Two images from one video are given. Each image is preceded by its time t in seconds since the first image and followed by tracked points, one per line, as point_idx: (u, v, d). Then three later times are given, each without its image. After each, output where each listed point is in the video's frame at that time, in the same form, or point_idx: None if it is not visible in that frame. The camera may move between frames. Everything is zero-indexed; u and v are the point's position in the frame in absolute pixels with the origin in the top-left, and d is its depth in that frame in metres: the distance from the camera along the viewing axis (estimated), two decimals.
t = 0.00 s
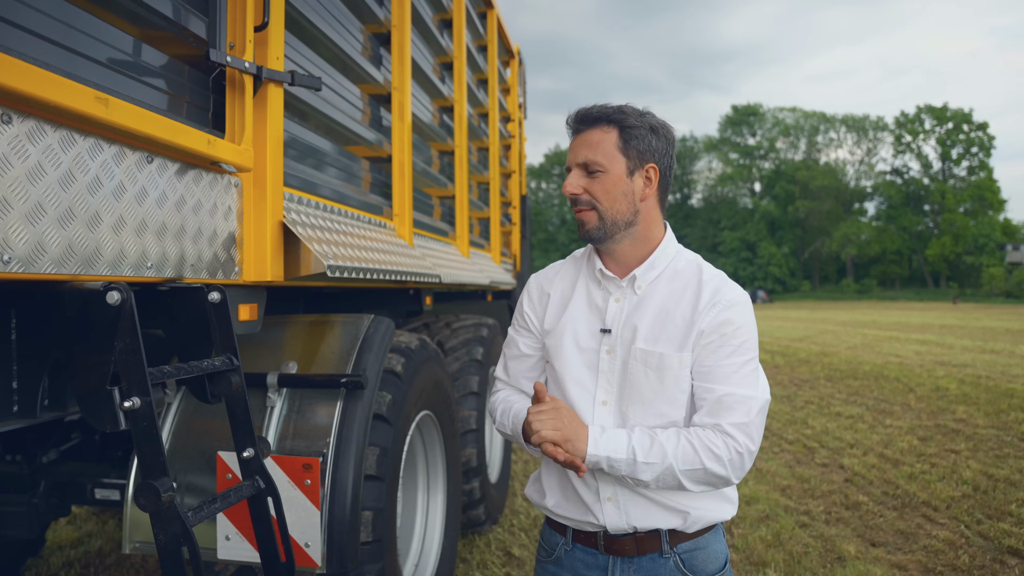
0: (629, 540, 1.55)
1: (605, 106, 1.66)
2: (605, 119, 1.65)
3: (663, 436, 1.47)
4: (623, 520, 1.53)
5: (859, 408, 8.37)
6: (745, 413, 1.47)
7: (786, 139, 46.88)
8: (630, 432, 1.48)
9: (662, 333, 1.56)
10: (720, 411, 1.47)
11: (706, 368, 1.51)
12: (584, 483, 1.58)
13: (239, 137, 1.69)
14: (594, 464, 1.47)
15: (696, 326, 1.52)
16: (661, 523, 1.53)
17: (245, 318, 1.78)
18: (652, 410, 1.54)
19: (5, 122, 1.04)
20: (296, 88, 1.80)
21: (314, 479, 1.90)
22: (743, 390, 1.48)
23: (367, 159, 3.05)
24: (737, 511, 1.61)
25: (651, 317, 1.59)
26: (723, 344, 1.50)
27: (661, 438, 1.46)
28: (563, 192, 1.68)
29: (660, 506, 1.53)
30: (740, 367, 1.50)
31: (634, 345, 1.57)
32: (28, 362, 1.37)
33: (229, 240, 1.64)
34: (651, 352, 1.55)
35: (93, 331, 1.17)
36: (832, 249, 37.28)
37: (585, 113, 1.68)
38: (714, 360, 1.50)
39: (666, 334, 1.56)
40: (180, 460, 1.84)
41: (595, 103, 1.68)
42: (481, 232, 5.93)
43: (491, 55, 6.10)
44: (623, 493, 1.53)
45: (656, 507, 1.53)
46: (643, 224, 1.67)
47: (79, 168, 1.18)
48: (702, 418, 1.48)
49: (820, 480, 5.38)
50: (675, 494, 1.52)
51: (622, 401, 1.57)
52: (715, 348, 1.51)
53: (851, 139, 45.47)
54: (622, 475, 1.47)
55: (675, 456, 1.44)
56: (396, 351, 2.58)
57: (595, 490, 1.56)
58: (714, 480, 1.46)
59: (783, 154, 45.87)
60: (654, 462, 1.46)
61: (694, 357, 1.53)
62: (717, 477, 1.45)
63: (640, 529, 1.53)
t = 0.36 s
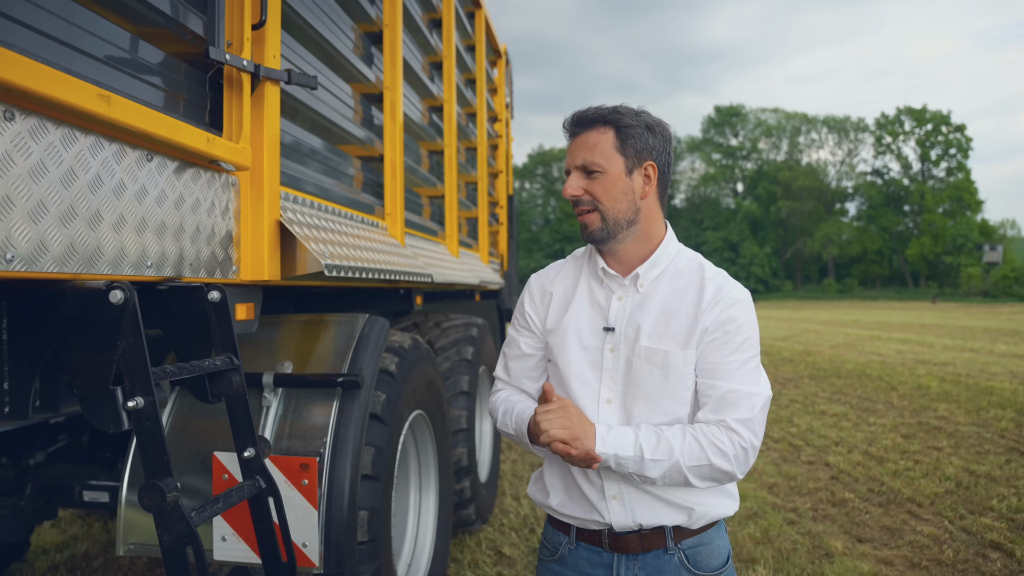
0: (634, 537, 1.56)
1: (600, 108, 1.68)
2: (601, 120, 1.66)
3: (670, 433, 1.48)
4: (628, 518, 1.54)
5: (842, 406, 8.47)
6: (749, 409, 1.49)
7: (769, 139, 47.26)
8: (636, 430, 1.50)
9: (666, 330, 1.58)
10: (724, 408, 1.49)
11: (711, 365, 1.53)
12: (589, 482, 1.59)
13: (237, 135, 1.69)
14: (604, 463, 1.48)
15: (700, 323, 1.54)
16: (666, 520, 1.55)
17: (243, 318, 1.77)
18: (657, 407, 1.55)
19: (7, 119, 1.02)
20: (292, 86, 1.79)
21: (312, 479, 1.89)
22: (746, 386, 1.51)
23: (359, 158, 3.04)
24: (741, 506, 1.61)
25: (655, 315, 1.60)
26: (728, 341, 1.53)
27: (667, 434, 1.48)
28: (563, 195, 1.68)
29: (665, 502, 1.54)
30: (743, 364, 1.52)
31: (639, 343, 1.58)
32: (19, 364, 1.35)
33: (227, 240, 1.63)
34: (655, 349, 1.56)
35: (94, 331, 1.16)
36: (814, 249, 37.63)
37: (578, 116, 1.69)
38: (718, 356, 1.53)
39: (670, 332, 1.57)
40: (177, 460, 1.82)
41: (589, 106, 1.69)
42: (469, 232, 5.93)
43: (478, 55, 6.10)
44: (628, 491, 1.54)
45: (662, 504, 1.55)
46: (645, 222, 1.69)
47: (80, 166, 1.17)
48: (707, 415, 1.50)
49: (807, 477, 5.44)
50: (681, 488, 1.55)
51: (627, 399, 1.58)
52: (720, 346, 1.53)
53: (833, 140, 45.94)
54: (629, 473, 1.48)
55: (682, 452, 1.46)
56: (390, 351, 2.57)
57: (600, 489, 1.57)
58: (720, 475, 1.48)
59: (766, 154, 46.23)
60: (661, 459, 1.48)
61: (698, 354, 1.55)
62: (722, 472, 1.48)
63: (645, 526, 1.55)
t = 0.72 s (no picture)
0: (639, 536, 1.58)
1: (612, 110, 1.67)
2: (615, 123, 1.66)
3: (710, 441, 1.45)
4: (635, 517, 1.56)
5: (827, 405, 8.56)
6: (762, 405, 1.50)
7: (751, 140, 47.62)
8: (680, 442, 1.44)
9: (672, 328, 1.60)
10: (740, 404, 1.49)
11: (718, 362, 1.55)
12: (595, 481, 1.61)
13: (239, 134, 1.68)
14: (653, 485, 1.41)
15: (707, 321, 1.56)
16: (672, 518, 1.57)
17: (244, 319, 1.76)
18: (664, 404, 1.57)
19: (16, 118, 1.02)
20: (293, 85, 1.78)
21: (312, 480, 1.89)
22: (756, 382, 1.52)
23: (352, 157, 3.02)
24: (742, 505, 1.66)
25: (661, 313, 1.63)
26: (735, 338, 1.55)
27: (708, 443, 1.45)
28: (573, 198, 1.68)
29: (674, 502, 1.56)
30: (752, 361, 1.54)
31: (645, 340, 1.60)
32: (14, 366, 1.33)
33: (227, 240, 1.62)
34: (662, 347, 1.58)
35: (102, 332, 1.15)
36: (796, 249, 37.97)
37: (591, 118, 1.69)
38: (725, 354, 1.55)
39: (676, 330, 1.60)
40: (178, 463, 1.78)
41: (601, 107, 1.69)
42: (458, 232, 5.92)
43: (467, 55, 6.10)
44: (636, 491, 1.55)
45: (670, 503, 1.57)
46: (653, 227, 1.71)
47: (86, 166, 1.16)
48: (729, 412, 1.49)
49: (793, 475, 5.49)
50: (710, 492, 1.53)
51: (633, 396, 1.60)
52: (728, 343, 1.55)
53: (814, 141, 46.39)
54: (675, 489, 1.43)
55: (724, 458, 1.44)
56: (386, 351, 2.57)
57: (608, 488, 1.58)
58: (752, 473, 1.49)
59: (748, 155, 46.57)
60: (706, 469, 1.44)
61: (704, 351, 1.57)
62: (752, 469, 1.48)
63: (651, 523, 1.57)
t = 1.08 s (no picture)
0: (634, 535, 1.60)
1: (624, 119, 1.69)
2: (626, 133, 1.68)
3: (690, 429, 1.50)
4: (631, 519, 1.58)
5: (809, 404, 8.65)
6: (751, 412, 1.54)
7: (732, 141, 47.99)
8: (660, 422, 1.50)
9: (672, 334, 1.63)
10: (730, 410, 1.53)
11: (713, 367, 1.58)
12: (592, 483, 1.63)
13: (236, 137, 1.68)
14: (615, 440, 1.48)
15: (703, 327, 1.59)
16: (667, 520, 1.59)
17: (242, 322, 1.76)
18: (662, 408, 1.59)
19: (20, 120, 1.01)
20: (289, 87, 1.78)
21: (309, 483, 1.87)
22: (748, 389, 1.55)
23: (344, 158, 3.01)
24: (735, 507, 1.66)
25: (660, 319, 1.65)
26: (730, 345, 1.58)
27: (688, 430, 1.50)
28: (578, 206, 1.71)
29: (665, 502, 1.59)
30: (744, 367, 1.57)
31: (645, 346, 1.62)
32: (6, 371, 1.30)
33: (225, 242, 1.61)
34: (662, 352, 1.60)
35: (106, 336, 1.13)
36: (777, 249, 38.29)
37: (602, 125, 1.70)
38: (720, 360, 1.58)
39: (674, 336, 1.62)
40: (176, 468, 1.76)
41: (613, 113, 1.70)
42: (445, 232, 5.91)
43: (454, 56, 6.09)
44: (630, 491, 1.59)
45: (663, 505, 1.59)
46: (655, 239, 1.74)
47: (88, 169, 1.15)
48: (719, 415, 1.54)
49: (778, 473, 5.55)
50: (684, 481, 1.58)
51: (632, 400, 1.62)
52: (723, 349, 1.57)
53: (794, 142, 46.85)
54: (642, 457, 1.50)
55: (700, 447, 1.49)
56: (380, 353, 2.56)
57: (603, 490, 1.61)
58: (728, 474, 1.52)
59: (729, 155, 46.92)
60: (677, 451, 1.49)
61: (702, 357, 1.59)
62: (730, 471, 1.51)
63: (645, 525, 1.59)
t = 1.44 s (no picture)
0: (630, 532, 1.63)
1: (629, 118, 1.74)
2: (630, 132, 1.74)
3: (701, 440, 1.55)
4: (626, 517, 1.61)
5: (789, 402, 8.76)
6: (752, 411, 1.61)
7: (710, 142, 48.39)
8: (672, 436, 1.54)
9: (667, 334, 1.68)
10: (731, 411, 1.60)
11: (712, 369, 1.64)
12: (587, 482, 1.66)
13: (228, 136, 1.67)
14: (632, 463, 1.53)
15: (701, 328, 1.65)
16: (663, 517, 1.62)
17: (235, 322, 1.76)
18: (659, 408, 1.65)
19: (18, 119, 1.00)
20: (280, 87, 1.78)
21: (302, 483, 1.88)
22: (748, 389, 1.63)
23: (330, 158, 3.00)
24: (728, 502, 1.69)
25: (656, 320, 1.70)
26: (728, 346, 1.64)
27: (698, 441, 1.55)
28: (579, 200, 1.75)
29: (662, 501, 1.62)
30: (743, 368, 1.64)
31: (640, 347, 1.67)
32: None
33: (217, 242, 1.60)
34: (657, 353, 1.66)
35: (102, 337, 1.13)
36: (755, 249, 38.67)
37: (607, 121, 1.74)
38: (719, 361, 1.64)
39: (671, 337, 1.68)
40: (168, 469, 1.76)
41: (618, 112, 1.74)
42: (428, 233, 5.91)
43: (436, 57, 6.09)
44: (626, 490, 1.62)
45: (659, 503, 1.62)
46: (652, 237, 1.79)
47: (84, 168, 1.14)
48: (723, 417, 1.60)
49: (760, 471, 5.61)
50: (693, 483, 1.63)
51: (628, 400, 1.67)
52: (721, 350, 1.64)
53: (771, 144, 47.36)
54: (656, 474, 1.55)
55: (712, 457, 1.54)
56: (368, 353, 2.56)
57: (599, 488, 1.64)
58: (736, 473, 1.59)
59: (708, 156, 47.31)
60: (690, 464, 1.55)
61: (698, 357, 1.66)
62: (737, 471, 1.58)
63: (641, 523, 1.62)
